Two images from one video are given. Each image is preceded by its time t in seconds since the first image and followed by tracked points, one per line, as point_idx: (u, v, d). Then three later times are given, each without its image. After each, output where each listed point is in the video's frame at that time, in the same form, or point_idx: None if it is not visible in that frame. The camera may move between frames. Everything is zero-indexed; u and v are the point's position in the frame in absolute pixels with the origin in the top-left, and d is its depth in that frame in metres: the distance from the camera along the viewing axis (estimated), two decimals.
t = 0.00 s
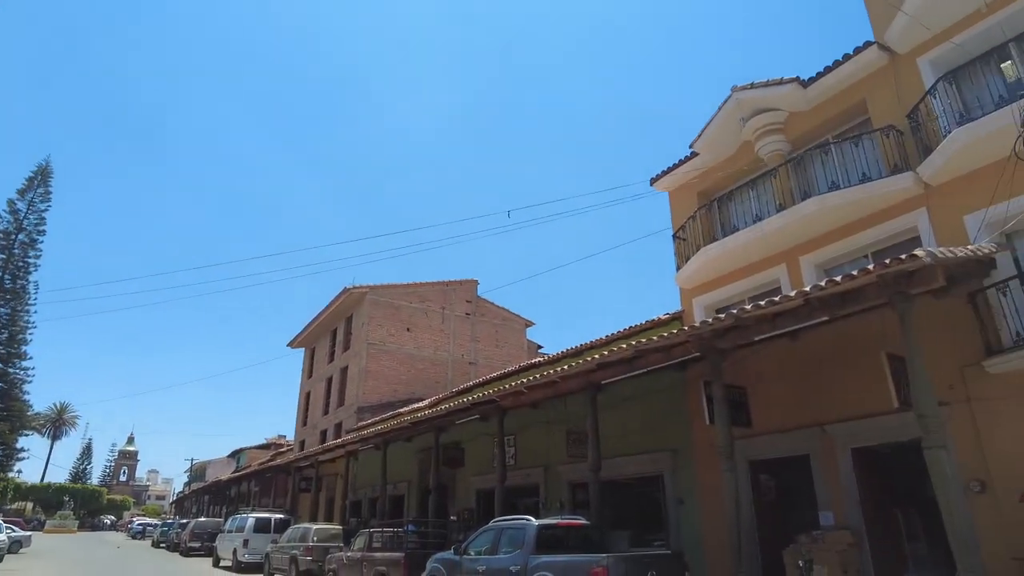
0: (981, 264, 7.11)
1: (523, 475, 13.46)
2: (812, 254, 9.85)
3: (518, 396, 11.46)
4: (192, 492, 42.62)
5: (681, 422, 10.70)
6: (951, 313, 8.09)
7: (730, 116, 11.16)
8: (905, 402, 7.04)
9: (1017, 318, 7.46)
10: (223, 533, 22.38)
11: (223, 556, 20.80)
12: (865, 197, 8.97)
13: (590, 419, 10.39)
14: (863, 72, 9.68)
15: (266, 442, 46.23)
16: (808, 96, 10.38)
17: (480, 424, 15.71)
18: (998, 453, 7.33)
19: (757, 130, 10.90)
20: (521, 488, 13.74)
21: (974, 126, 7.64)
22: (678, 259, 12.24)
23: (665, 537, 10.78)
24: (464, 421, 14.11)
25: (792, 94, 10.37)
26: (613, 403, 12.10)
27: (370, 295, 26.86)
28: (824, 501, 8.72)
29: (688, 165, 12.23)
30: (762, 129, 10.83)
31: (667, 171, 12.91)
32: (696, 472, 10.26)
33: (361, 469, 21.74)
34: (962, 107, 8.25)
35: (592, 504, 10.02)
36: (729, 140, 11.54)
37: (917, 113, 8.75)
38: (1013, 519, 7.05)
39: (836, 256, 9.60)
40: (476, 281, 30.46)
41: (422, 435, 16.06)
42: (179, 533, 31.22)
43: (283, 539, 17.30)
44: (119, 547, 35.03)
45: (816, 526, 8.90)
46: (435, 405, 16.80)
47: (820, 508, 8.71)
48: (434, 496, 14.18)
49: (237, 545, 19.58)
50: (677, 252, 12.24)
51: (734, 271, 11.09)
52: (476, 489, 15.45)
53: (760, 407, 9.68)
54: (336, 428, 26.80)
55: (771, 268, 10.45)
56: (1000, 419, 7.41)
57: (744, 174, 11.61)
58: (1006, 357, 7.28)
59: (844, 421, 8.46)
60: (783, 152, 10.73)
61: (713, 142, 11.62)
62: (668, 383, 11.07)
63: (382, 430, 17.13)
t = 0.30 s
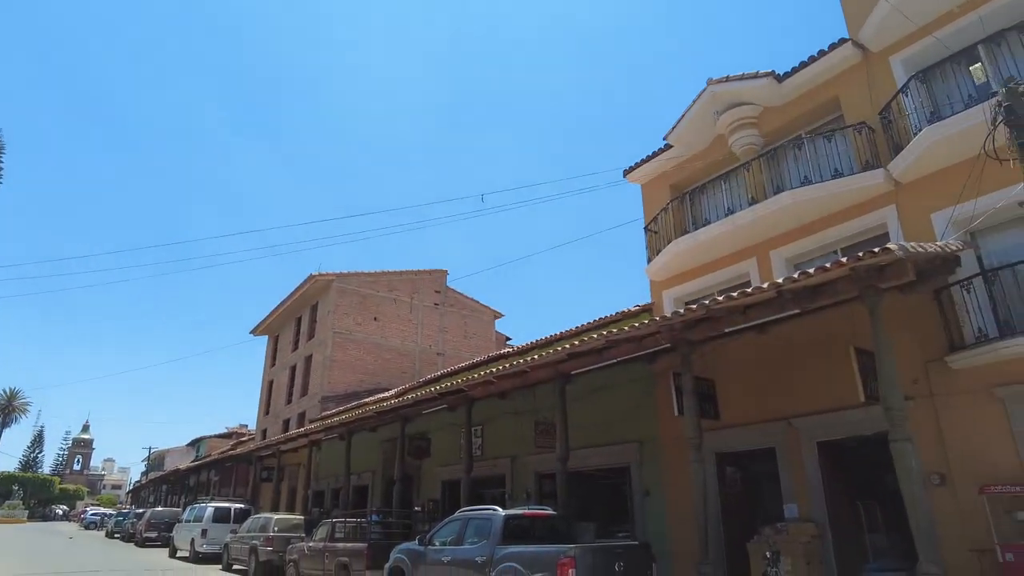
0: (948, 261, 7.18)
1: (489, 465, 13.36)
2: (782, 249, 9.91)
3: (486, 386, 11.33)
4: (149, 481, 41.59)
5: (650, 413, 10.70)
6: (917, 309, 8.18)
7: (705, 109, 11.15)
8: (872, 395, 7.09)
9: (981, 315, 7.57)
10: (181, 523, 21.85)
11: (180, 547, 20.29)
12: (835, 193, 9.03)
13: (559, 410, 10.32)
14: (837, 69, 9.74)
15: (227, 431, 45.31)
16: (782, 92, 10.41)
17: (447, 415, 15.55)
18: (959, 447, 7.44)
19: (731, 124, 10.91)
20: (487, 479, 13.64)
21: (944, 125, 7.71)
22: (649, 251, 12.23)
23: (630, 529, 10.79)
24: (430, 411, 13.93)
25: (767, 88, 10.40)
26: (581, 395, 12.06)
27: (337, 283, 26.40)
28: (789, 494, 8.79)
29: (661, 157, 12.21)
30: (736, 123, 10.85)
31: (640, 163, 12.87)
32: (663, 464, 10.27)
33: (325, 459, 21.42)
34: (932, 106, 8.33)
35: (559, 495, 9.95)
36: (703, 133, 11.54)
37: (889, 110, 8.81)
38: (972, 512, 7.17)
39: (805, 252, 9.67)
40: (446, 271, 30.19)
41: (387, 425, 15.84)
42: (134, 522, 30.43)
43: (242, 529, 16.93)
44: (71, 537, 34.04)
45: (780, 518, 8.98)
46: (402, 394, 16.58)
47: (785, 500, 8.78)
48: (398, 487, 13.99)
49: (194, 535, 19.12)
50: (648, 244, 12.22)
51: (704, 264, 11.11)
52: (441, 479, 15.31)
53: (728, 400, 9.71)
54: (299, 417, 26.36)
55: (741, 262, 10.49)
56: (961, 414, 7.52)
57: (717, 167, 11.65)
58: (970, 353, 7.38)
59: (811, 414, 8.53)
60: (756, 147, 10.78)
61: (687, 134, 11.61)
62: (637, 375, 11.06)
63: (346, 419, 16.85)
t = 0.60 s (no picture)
0: (929, 257, 7.21)
1: (464, 457, 13.22)
2: (763, 243, 9.90)
3: (463, 376, 11.17)
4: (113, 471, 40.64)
5: (627, 405, 10.65)
6: (895, 304, 8.23)
7: (689, 101, 11.08)
8: (851, 389, 7.10)
9: (958, 311, 7.62)
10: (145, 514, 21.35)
11: (144, 538, 19.81)
12: (818, 188, 9.03)
13: (537, 402, 10.21)
14: (821, 64, 9.74)
15: (194, 421, 44.45)
16: (766, 86, 10.39)
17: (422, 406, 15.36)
18: (935, 442, 7.49)
19: (715, 116, 10.87)
20: (462, 470, 13.50)
21: (929, 121, 7.70)
22: (630, 243, 12.16)
23: (605, 521, 10.75)
24: (405, 402, 13.74)
25: (752, 82, 10.37)
26: (559, 387, 11.97)
27: (310, 271, 25.95)
28: (765, 487, 8.80)
29: (644, 149, 12.13)
30: (720, 116, 10.81)
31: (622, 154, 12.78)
32: (640, 457, 10.23)
33: (296, 449, 21.09)
34: (914, 104, 8.36)
35: (536, 487, 9.86)
36: (686, 125, 11.48)
37: (872, 106, 8.83)
38: (946, 506, 7.23)
39: (786, 246, 9.68)
40: (421, 261, 29.90)
41: (360, 415, 15.60)
42: (96, 513, 29.70)
43: (210, 520, 16.57)
44: (30, 528, 33.08)
45: (756, 512, 8.99)
46: (376, 384, 16.34)
47: (761, 494, 8.79)
48: (371, 478, 13.78)
49: (160, 526, 18.67)
50: (628, 236, 12.16)
51: (685, 257, 11.07)
52: (415, 470, 15.14)
53: (706, 393, 9.69)
54: (269, 407, 25.92)
55: (722, 255, 10.46)
56: (937, 409, 7.58)
57: (699, 161, 11.62)
58: (947, 348, 7.44)
59: (789, 408, 8.54)
60: (739, 140, 10.76)
61: (670, 126, 11.54)
62: (615, 367, 11.00)
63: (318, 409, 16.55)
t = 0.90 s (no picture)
0: (908, 253, 7.21)
1: (437, 450, 13.04)
2: (743, 237, 9.88)
3: (438, 367, 10.96)
4: (75, 462, 39.61)
5: (603, 399, 10.56)
6: (872, 301, 8.24)
7: (672, 93, 10.98)
8: (830, 384, 7.08)
9: (934, 308, 7.64)
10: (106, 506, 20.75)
11: (104, 531, 19.25)
12: (799, 183, 9.01)
13: (513, 394, 10.06)
14: (804, 60, 9.72)
15: (159, 412, 43.49)
16: (749, 80, 10.36)
17: (395, 398, 15.12)
18: (909, 439, 7.52)
19: (697, 110, 10.81)
20: (435, 463, 13.32)
21: (910, 119, 7.71)
22: (609, 236, 12.06)
23: (578, 515, 10.67)
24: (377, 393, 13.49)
25: (735, 75, 10.30)
26: (535, 380, 11.84)
27: (281, 260, 25.41)
28: (740, 482, 8.77)
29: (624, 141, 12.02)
30: (702, 109, 10.75)
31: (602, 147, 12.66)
32: (615, 451, 10.16)
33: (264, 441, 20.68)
34: (896, 102, 8.38)
35: (510, 481, 9.71)
36: (667, 119, 11.40)
37: (853, 103, 8.83)
38: (919, 501, 7.26)
39: (765, 241, 9.66)
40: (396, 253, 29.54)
41: (331, 407, 15.30)
42: (55, 505, 28.87)
43: (174, 512, 16.13)
44: None
45: (730, 506, 8.97)
46: (348, 375, 16.05)
47: (736, 489, 8.76)
48: (342, 471, 13.52)
49: (121, 518, 18.14)
50: (607, 229, 12.06)
51: (664, 251, 11.01)
52: (386, 463, 14.91)
53: (683, 388, 9.64)
54: (237, 398, 25.40)
55: (701, 249, 10.42)
56: (911, 406, 7.61)
57: (680, 154, 11.55)
58: (923, 345, 7.46)
59: (765, 403, 8.52)
60: (720, 135, 10.72)
61: (652, 119, 11.45)
62: (592, 360, 10.90)
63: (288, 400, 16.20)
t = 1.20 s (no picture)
0: (896, 244, 7.14)
1: (416, 442, 12.83)
2: (728, 228, 9.78)
3: (418, 357, 10.74)
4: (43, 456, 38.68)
5: (585, 390, 10.42)
6: (858, 292, 8.17)
7: (657, 82, 10.83)
8: (817, 375, 6.99)
9: (921, 300, 7.58)
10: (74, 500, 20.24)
11: (72, 525, 18.73)
12: (786, 174, 8.92)
13: (495, 384, 9.87)
14: (791, 50, 9.62)
15: (132, 403, 42.65)
16: (736, 69, 10.25)
17: (373, 390, 14.86)
18: (894, 430, 7.48)
19: (683, 99, 10.67)
20: (413, 455, 13.10)
21: (899, 108, 7.63)
22: (592, 226, 11.91)
23: (559, 508, 10.54)
24: (355, 384, 13.21)
25: (722, 64, 10.17)
26: (516, 371, 11.67)
27: (257, 249, 24.91)
28: (723, 474, 8.68)
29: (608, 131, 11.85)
30: (688, 99, 10.62)
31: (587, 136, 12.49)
32: (597, 443, 10.03)
33: (239, 433, 20.28)
34: (884, 92, 8.31)
35: (491, 473, 9.53)
36: (653, 108, 11.26)
37: (841, 93, 8.75)
38: (904, 493, 7.22)
39: (750, 232, 9.58)
40: (375, 244, 29.17)
41: (308, 398, 15.00)
42: (20, 499, 28.10)
43: (144, 506, 15.71)
44: None
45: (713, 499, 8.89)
46: (325, 366, 15.75)
47: (719, 481, 8.67)
48: (318, 463, 13.24)
49: (89, 512, 17.67)
50: (591, 219, 11.90)
51: (648, 241, 10.89)
52: (364, 456, 14.67)
53: (666, 379, 9.53)
54: (211, 389, 24.92)
55: (685, 240, 10.31)
56: (896, 398, 7.57)
57: (665, 144, 11.42)
58: (909, 337, 7.41)
59: (750, 395, 8.44)
60: (706, 125, 10.60)
61: (638, 107, 11.29)
62: (575, 352, 10.75)
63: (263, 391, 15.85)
